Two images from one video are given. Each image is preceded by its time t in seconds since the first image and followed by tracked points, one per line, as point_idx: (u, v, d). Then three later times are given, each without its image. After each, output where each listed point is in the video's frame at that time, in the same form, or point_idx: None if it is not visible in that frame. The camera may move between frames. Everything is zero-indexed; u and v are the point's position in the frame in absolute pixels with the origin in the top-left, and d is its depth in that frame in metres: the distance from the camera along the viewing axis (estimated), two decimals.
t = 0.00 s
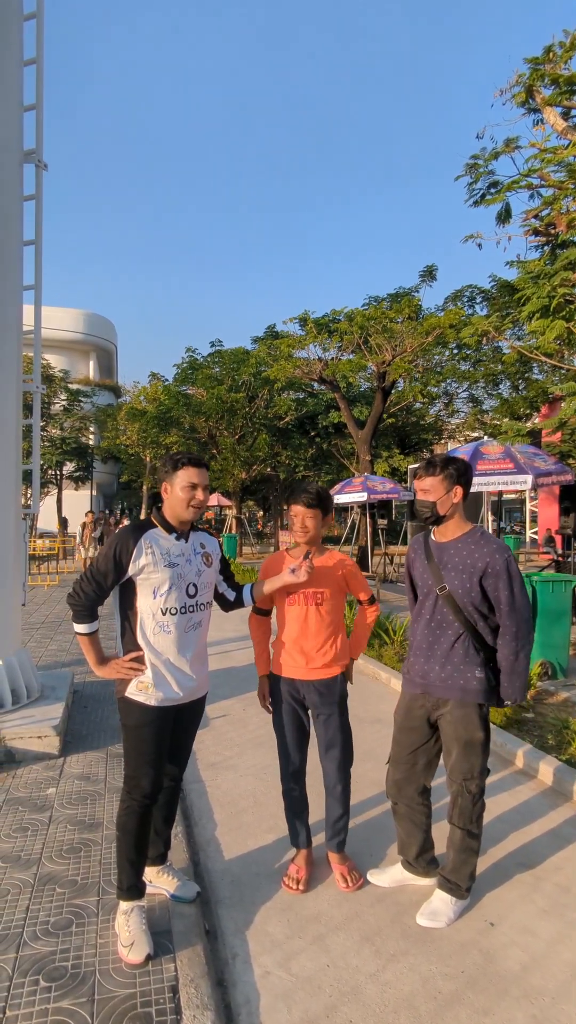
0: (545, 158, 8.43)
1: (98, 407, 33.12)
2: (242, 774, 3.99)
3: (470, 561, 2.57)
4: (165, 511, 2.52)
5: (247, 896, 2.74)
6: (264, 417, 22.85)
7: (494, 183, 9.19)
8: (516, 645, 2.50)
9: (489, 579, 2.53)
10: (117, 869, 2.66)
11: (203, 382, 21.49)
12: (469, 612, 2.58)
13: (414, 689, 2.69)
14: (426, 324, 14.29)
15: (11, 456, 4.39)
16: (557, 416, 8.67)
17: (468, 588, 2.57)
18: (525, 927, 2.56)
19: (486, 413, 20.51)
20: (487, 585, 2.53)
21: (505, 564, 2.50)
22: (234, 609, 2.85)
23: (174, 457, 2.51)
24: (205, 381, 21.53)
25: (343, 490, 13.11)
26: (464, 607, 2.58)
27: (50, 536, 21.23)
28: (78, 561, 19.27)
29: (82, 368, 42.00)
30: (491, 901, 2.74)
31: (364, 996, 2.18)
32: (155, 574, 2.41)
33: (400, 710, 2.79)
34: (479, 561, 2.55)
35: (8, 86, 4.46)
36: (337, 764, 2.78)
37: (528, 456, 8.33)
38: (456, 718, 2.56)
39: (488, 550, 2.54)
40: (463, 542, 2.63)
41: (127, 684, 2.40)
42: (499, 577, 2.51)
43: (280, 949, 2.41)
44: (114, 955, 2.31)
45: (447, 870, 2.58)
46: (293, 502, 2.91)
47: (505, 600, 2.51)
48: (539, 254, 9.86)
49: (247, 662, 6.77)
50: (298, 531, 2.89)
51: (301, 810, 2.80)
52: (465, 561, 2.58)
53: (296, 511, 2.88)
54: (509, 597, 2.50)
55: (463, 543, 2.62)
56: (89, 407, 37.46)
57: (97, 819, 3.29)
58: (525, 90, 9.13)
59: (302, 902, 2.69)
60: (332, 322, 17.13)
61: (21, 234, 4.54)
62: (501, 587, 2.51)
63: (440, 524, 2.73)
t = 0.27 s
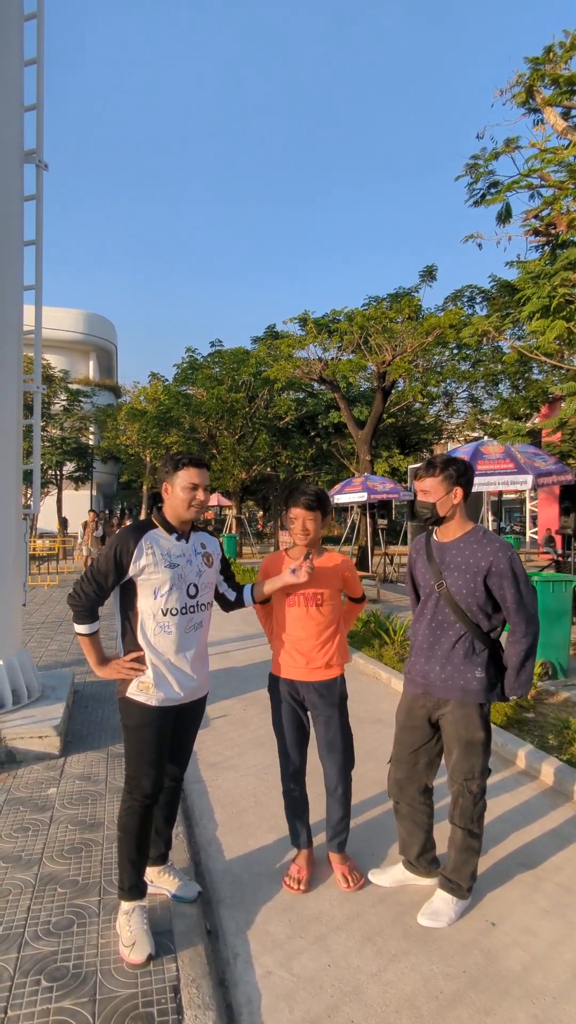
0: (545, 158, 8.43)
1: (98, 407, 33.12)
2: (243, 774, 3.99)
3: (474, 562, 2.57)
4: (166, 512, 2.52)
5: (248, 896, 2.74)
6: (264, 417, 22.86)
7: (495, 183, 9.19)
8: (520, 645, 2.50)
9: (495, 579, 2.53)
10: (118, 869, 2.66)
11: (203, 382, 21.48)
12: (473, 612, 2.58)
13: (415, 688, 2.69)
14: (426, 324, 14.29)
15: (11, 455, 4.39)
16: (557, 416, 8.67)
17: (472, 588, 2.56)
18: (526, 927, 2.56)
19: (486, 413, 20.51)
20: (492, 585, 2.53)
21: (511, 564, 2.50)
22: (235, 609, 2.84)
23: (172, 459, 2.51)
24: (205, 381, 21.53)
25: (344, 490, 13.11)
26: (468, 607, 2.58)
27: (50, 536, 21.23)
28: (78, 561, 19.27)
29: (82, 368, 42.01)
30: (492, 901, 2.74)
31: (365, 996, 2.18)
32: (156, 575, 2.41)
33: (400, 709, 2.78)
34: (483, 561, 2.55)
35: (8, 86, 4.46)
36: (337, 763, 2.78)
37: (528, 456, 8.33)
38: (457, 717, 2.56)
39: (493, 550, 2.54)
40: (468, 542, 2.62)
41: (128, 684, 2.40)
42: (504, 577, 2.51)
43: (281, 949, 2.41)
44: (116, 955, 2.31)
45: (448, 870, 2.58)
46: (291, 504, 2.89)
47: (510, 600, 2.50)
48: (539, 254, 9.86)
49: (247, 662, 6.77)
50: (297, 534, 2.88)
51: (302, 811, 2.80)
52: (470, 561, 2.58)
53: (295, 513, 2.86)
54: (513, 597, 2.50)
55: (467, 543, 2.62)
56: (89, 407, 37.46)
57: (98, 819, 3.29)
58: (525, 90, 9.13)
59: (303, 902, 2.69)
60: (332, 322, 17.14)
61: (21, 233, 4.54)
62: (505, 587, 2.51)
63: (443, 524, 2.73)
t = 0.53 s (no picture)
0: (545, 158, 8.42)
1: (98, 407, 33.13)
2: (243, 774, 3.99)
3: (474, 562, 2.57)
4: (166, 512, 2.52)
5: (248, 897, 2.74)
6: (264, 417, 22.86)
7: (495, 183, 9.18)
8: (520, 645, 2.50)
9: (495, 580, 2.53)
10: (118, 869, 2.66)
11: (203, 382, 21.48)
12: (473, 612, 2.57)
13: (415, 688, 2.69)
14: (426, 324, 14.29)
15: (11, 455, 4.39)
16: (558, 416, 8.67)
17: (472, 589, 2.56)
18: (527, 927, 2.56)
19: (486, 413, 20.52)
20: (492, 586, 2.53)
21: (511, 565, 2.50)
22: (235, 610, 2.84)
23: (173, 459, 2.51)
24: (205, 381, 21.52)
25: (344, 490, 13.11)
26: (468, 608, 2.58)
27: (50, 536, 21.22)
28: (78, 561, 19.27)
29: (82, 368, 42.01)
30: (493, 901, 2.74)
31: (366, 997, 2.18)
32: (156, 575, 2.41)
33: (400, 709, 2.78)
34: (483, 561, 2.55)
35: (8, 86, 4.46)
36: (338, 764, 2.78)
37: (528, 456, 8.33)
38: (457, 718, 2.55)
39: (493, 551, 2.54)
40: (467, 542, 2.62)
41: (128, 684, 2.40)
42: (504, 577, 2.51)
43: (282, 949, 2.41)
44: (116, 955, 2.31)
45: (448, 870, 2.58)
46: (291, 504, 2.88)
47: (510, 600, 2.50)
48: (539, 253, 9.86)
49: (248, 662, 6.77)
50: (298, 534, 2.88)
51: (302, 810, 2.80)
52: (470, 561, 2.58)
53: (295, 514, 2.85)
54: (513, 597, 2.50)
55: (467, 543, 2.62)
56: (89, 407, 37.46)
57: (98, 819, 3.29)
58: (526, 90, 9.13)
59: (304, 902, 2.69)
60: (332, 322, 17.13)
61: (21, 233, 4.54)
62: (505, 587, 2.50)
63: (443, 524, 2.73)
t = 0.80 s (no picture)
0: (545, 158, 8.42)
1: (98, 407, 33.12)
2: (243, 774, 3.99)
3: (473, 562, 2.56)
4: (164, 512, 2.52)
5: (249, 897, 2.74)
6: (264, 417, 22.86)
7: (494, 183, 9.18)
8: (520, 645, 2.50)
9: (494, 579, 2.53)
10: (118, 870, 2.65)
11: (203, 382, 21.47)
12: (472, 612, 2.57)
13: (415, 689, 2.69)
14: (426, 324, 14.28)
15: (11, 455, 4.39)
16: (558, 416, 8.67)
17: (472, 589, 2.56)
18: (527, 928, 2.56)
19: (486, 413, 20.52)
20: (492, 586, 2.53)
21: (511, 565, 2.50)
22: (234, 609, 2.83)
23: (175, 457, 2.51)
24: (205, 381, 21.51)
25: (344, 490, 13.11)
26: (468, 608, 2.57)
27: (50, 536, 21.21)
28: (78, 561, 19.27)
29: (82, 368, 42.00)
30: (493, 902, 2.74)
31: (365, 998, 2.17)
32: (153, 575, 2.41)
33: (400, 709, 2.78)
34: (483, 562, 2.54)
35: (8, 86, 4.46)
36: (338, 764, 2.77)
37: (528, 456, 8.33)
38: (458, 718, 2.55)
39: (492, 550, 2.54)
40: (467, 542, 2.62)
41: (127, 684, 2.40)
42: (504, 577, 2.50)
43: (282, 950, 2.41)
44: (116, 956, 2.30)
45: (449, 870, 2.58)
46: (291, 504, 2.87)
47: (510, 600, 2.50)
48: (539, 253, 9.85)
49: (247, 662, 6.77)
50: (298, 534, 2.87)
51: (302, 810, 2.80)
52: (469, 561, 2.58)
53: (296, 513, 2.84)
54: (513, 597, 2.49)
55: (467, 543, 2.62)
56: (89, 407, 37.45)
57: (98, 819, 3.29)
58: (525, 90, 9.13)
59: (303, 902, 2.69)
60: (331, 322, 17.12)
61: (21, 234, 4.54)
62: (505, 587, 2.50)
63: (442, 525, 2.73)
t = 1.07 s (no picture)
0: (545, 158, 8.41)
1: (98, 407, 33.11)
2: (243, 774, 3.99)
3: (475, 561, 2.56)
4: (160, 512, 2.52)
5: (248, 897, 2.73)
6: (264, 417, 22.86)
7: (494, 183, 9.18)
8: (522, 644, 2.50)
9: (497, 579, 2.52)
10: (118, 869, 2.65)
11: (203, 382, 21.46)
12: (474, 612, 2.57)
13: (415, 689, 2.69)
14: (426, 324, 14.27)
15: (11, 455, 4.39)
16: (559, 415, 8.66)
17: (474, 588, 2.56)
18: (527, 928, 2.55)
19: (485, 413, 20.52)
20: (494, 585, 2.53)
21: (513, 564, 2.50)
22: (233, 609, 2.82)
23: (178, 455, 2.49)
24: (205, 381, 21.51)
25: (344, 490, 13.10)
26: (470, 608, 2.57)
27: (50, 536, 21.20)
28: (78, 561, 19.26)
29: (82, 368, 42.00)
30: (493, 902, 2.73)
31: (365, 998, 2.17)
32: (150, 575, 2.41)
33: (400, 710, 2.77)
34: (484, 561, 2.54)
35: (8, 86, 4.46)
36: (337, 765, 2.77)
37: (528, 456, 8.32)
38: (457, 719, 2.55)
39: (493, 550, 2.54)
40: (467, 541, 2.61)
41: (126, 684, 2.40)
42: (506, 576, 2.50)
43: (281, 950, 2.41)
44: (115, 956, 2.30)
45: (448, 870, 2.57)
46: (290, 504, 2.87)
47: (511, 600, 2.50)
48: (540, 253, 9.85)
49: (247, 662, 6.77)
50: (297, 534, 2.86)
51: (301, 811, 2.80)
52: (470, 560, 2.57)
53: (295, 513, 2.84)
54: (515, 597, 2.49)
55: (467, 543, 2.61)
56: (89, 407, 37.46)
57: (98, 819, 3.29)
58: (525, 90, 9.13)
59: (303, 902, 2.69)
60: (331, 322, 17.12)
61: (21, 234, 4.54)
62: (506, 587, 2.50)
63: (442, 525, 2.73)
